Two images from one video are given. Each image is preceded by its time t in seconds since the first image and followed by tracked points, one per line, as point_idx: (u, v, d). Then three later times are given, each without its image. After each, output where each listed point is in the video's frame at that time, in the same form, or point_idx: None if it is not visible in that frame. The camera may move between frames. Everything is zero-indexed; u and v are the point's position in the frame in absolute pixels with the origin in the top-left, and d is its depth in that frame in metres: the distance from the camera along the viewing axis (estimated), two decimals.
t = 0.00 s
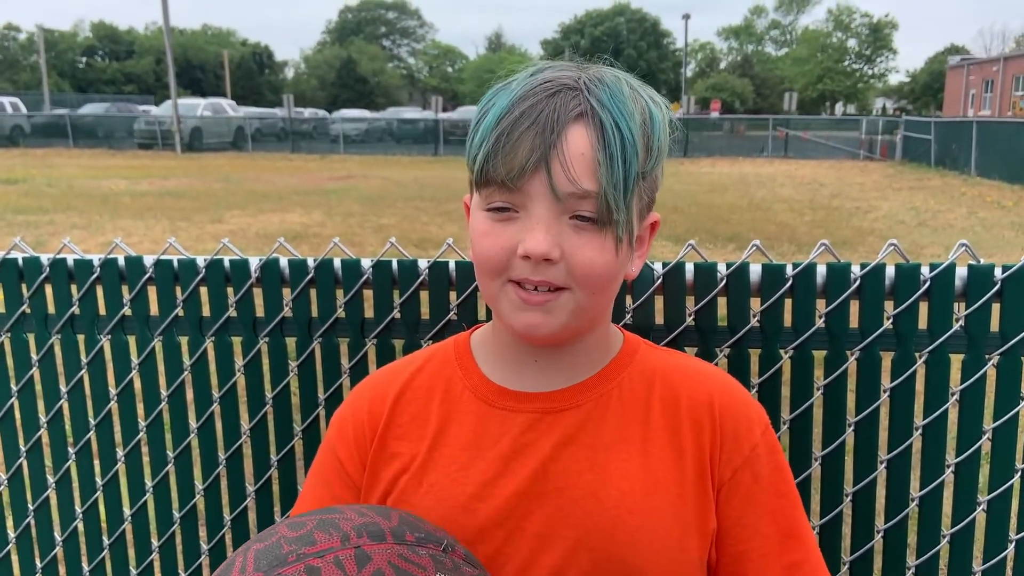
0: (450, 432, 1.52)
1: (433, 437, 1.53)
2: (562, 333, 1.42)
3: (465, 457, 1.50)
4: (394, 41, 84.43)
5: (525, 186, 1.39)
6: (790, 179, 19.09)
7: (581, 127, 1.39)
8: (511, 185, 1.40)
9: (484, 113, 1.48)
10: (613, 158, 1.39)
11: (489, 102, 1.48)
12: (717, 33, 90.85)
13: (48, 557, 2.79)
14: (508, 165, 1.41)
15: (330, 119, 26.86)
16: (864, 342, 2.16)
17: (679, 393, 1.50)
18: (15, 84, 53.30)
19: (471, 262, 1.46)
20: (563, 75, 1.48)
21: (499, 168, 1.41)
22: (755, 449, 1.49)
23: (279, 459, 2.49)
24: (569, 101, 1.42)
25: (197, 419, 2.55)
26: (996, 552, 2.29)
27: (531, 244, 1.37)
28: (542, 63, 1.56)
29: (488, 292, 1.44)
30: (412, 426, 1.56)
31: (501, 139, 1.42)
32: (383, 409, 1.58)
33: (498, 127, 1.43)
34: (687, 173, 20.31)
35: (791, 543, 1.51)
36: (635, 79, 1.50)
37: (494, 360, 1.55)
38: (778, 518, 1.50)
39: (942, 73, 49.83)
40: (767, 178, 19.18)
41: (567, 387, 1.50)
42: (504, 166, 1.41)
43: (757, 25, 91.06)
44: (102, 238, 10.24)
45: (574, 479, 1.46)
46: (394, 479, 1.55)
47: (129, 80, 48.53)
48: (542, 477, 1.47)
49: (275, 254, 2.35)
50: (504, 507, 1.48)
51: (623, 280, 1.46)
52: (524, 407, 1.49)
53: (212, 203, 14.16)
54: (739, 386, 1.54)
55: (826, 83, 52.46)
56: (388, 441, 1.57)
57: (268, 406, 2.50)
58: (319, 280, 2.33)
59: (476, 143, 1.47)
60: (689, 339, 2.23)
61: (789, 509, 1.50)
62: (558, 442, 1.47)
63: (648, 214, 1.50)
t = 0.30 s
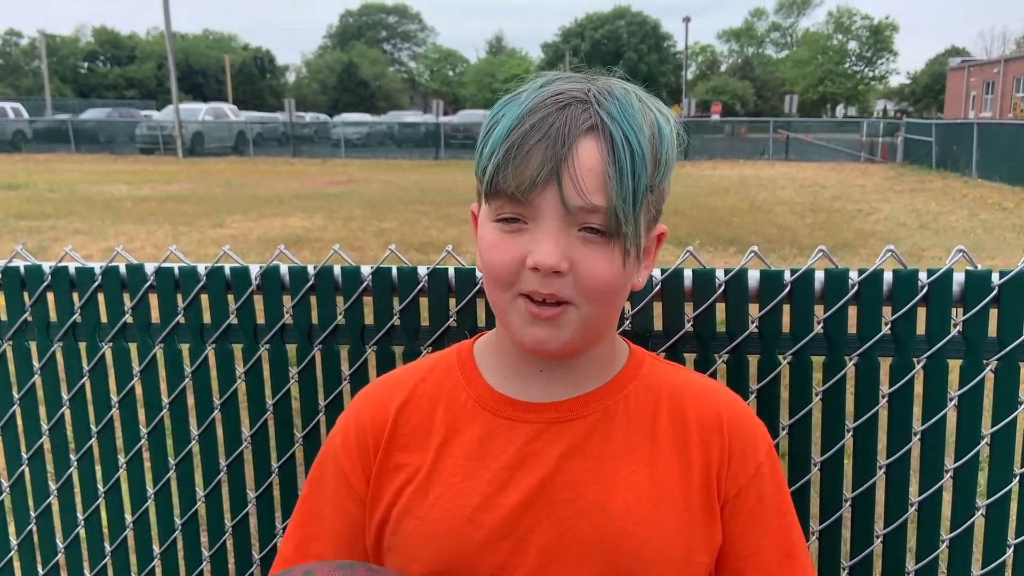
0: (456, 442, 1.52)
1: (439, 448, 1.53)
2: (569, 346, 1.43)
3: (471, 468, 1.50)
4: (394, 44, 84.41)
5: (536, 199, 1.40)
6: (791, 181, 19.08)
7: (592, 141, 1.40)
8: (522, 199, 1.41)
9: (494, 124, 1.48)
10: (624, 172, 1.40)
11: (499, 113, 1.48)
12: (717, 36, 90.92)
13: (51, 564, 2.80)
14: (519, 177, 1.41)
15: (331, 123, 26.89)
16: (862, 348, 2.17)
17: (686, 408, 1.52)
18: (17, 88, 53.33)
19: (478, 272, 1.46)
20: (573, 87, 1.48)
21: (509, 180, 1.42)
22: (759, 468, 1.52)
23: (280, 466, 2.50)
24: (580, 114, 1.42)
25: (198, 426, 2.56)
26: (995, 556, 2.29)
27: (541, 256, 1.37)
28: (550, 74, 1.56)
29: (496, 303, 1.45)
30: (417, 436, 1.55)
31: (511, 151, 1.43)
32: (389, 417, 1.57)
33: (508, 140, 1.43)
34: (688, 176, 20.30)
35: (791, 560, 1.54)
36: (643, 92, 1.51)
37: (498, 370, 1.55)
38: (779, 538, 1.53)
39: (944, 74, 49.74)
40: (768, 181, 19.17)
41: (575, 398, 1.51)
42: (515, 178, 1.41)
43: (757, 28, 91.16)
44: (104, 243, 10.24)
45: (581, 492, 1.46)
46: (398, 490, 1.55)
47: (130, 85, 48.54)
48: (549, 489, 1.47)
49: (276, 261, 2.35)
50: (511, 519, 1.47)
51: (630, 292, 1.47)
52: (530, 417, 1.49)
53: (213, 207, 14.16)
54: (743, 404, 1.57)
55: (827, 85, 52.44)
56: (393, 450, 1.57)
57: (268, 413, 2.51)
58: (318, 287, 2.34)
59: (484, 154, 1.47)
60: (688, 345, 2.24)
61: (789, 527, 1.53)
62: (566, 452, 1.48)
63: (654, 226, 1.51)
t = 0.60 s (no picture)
0: (454, 441, 1.51)
1: (437, 447, 1.52)
2: (570, 343, 1.43)
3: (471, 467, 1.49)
4: (394, 47, 84.55)
5: (540, 195, 1.40)
6: (791, 183, 19.09)
7: (597, 137, 1.40)
8: (526, 194, 1.41)
9: (496, 120, 1.48)
10: (627, 168, 1.40)
11: (502, 109, 1.48)
12: (717, 37, 91.04)
13: (51, 565, 2.80)
14: (524, 171, 1.41)
15: (331, 126, 26.90)
16: (863, 345, 2.17)
17: (687, 410, 1.52)
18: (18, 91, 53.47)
19: (480, 267, 1.46)
20: (576, 84, 1.48)
21: (514, 174, 1.41)
22: (761, 471, 1.54)
23: (281, 466, 2.50)
24: (584, 111, 1.42)
25: (199, 425, 2.55)
26: (996, 554, 2.28)
27: (543, 251, 1.37)
28: (552, 71, 1.56)
29: (497, 300, 1.44)
30: (416, 434, 1.54)
31: (514, 146, 1.42)
32: (387, 415, 1.56)
33: (511, 135, 1.43)
34: (688, 178, 20.31)
35: (789, 559, 1.56)
36: (645, 91, 1.52)
37: (496, 368, 1.55)
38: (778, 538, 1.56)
39: (943, 75, 49.78)
40: (768, 182, 19.18)
41: (574, 396, 1.51)
42: (520, 173, 1.41)
43: (757, 30, 91.25)
44: (104, 246, 10.24)
45: (583, 491, 1.46)
46: (396, 488, 1.53)
47: (130, 88, 48.60)
48: (552, 487, 1.46)
49: (276, 260, 2.36)
50: (513, 518, 1.46)
51: (631, 289, 1.47)
52: (530, 415, 1.49)
53: (213, 210, 14.16)
54: (741, 408, 1.58)
55: (826, 88, 52.52)
56: (391, 449, 1.55)
57: (269, 412, 2.51)
58: (319, 286, 2.34)
59: (487, 150, 1.47)
60: (688, 343, 2.24)
61: (788, 527, 1.56)
62: (567, 452, 1.47)
63: (655, 224, 1.51)
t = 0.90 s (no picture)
0: (453, 445, 1.51)
1: (437, 453, 1.52)
2: (564, 345, 1.44)
3: (472, 468, 1.49)
4: (394, 48, 84.61)
5: (530, 197, 1.41)
6: (791, 184, 19.11)
7: (585, 138, 1.41)
8: (517, 197, 1.41)
9: (484, 124, 1.49)
10: (615, 168, 1.42)
11: (489, 112, 1.49)
12: (717, 38, 91.10)
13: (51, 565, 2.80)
14: (513, 174, 1.42)
15: (331, 127, 26.92)
16: (861, 347, 2.18)
17: (683, 410, 1.54)
18: (18, 92, 53.56)
19: (472, 271, 1.47)
20: (562, 85, 1.49)
21: (504, 177, 1.42)
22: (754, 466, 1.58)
23: (281, 466, 2.51)
24: (571, 112, 1.43)
25: (199, 426, 2.56)
26: (994, 554, 2.29)
27: (535, 254, 1.38)
28: (537, 73, 1.57)
29: (491, 305, 1.45)
30: (413, 439, 1.54)
31: (503, 149, 1.43)
32: (384, 422, 1.56)
33: (499, 138, 1.44)
34: (688, 179, 20.33)
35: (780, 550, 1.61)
36: (629, 90, 1.53)
37: (492, 372, 1.56)
38: (772, 526, 1.61)
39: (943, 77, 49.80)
40: (768, 184, 19.20)
41: (572, 398, 1.52)
42: (509, 176, 1.42)
43: (757, 31, 91.28)
44: (104, 247, 10.26)
45: (583, 492, 1.47)
46: (397, 493, 1.53)
47: (130, 89, 48.66)
48: (552, 489, 1.47)
49: (277, 262, 2.36)
50: (514, 520, 1.47)
51: (622, 288, 1.48)
52: (528, 417, 1.50)
53: (213, 211, 14.18)
54: (734, 406, 1.60)
55: (826, 89, 52.53)
56: (390, 454, 1.55)
57: (269, 413, 2.52)
58: (319, 287, 2.34)
59: (476, 154, 1.48)
60: (687, 345, 2.26)
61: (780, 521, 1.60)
62: (568, 454, 1.48)
63: (644, 222, 1.52)
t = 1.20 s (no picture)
0: (440, 444, 1.51)
1: (424, 449, 1.52)
2: (546, 346, 1.44)
3: (456, 466, 1.49)
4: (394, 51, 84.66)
5: (506, 200, 1.41)
6: (791, 185, 19.10)
7: (560, 141, 1.41)
8: (495, 200, 1.41)
9: (464, 127, 1.49)
10: (592, 171, 1.41)
11: (468, 117, 1.49)
12: (717, 40, 91.17)
13: (46, 567, 2.79)
14: (491, 178, 1.42)
15: (331, 129, 26.94)
16: (855, 348, 2.17)
17: (669, 410, 1.53)
18: (18, 95, 53.57)
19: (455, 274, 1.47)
20: (541, 88, 1.49)
21: (481, 181, 1.43)
22: (743, 466, 1.56)
23: (276, 468, 2.51)
24: (547, 115, 1.43)
25: (194, 429, 2.56)
26: (988, 556, 2.29)
27: (513, 257, 1.38)
28: (518, 75, 1.56)
29: (474, 307, 1.45)
30: (400, 437, 1.54)
31: (481, 153, 1.43)
32: (373, 416, 1.55)
33: (477, 143, 1.44)
34: (688, 181, 20.32)
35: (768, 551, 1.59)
36: (610, 91, 1.52)
37: (479, 369, 1.55)
38: (761, 528, 1.59)
39: (943, 78, 49.79)
40: (768, 185, 19.19)
41: (558, 397, 1.51)
42: (487, 179, 1.42)
43: (757, 33, 91.29)
44: (102, 250, 10.26)
45: (567, 491, 1.47)
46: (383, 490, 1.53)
47: (130, 92, 48.73)
48: (536, 487, 1.47)
49: (271, 264, 2.36)
50: (498, 518, 1.48)
51: (604, 289, 1.48)
52: (513, 415, 1.50)
53: (213, 213, 14.19)
54: (723, 405, 1.58)
55: (826, 89, 52.52)
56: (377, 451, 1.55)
57: (264, 415, 2.51)
58: (314, 289, 2.34)
59: (456, 157, 1.48)
60: (681, 347, 2.26)
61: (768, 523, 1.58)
62: (551, 452, 1.48)
63: (626, 223, 1.52)
